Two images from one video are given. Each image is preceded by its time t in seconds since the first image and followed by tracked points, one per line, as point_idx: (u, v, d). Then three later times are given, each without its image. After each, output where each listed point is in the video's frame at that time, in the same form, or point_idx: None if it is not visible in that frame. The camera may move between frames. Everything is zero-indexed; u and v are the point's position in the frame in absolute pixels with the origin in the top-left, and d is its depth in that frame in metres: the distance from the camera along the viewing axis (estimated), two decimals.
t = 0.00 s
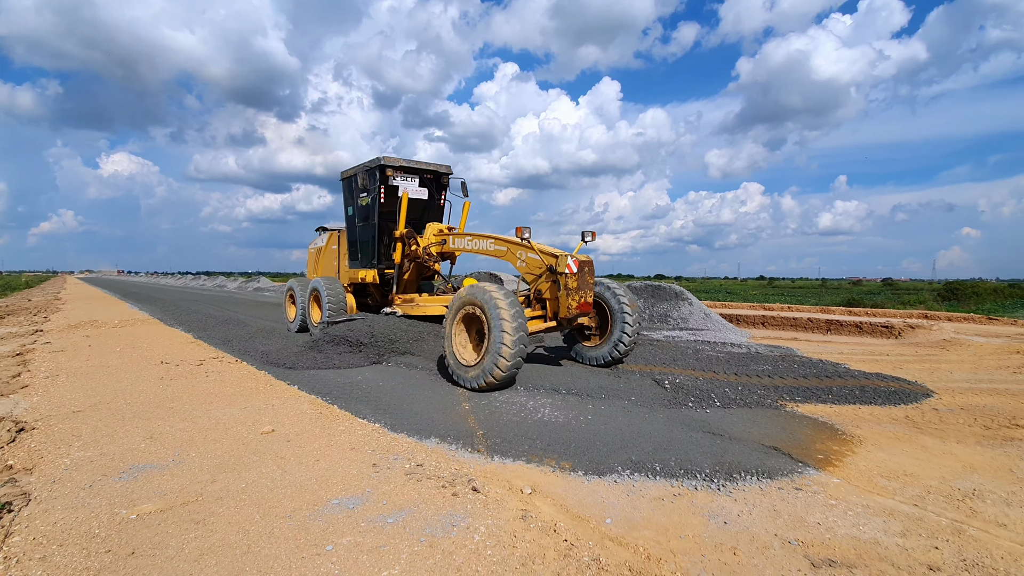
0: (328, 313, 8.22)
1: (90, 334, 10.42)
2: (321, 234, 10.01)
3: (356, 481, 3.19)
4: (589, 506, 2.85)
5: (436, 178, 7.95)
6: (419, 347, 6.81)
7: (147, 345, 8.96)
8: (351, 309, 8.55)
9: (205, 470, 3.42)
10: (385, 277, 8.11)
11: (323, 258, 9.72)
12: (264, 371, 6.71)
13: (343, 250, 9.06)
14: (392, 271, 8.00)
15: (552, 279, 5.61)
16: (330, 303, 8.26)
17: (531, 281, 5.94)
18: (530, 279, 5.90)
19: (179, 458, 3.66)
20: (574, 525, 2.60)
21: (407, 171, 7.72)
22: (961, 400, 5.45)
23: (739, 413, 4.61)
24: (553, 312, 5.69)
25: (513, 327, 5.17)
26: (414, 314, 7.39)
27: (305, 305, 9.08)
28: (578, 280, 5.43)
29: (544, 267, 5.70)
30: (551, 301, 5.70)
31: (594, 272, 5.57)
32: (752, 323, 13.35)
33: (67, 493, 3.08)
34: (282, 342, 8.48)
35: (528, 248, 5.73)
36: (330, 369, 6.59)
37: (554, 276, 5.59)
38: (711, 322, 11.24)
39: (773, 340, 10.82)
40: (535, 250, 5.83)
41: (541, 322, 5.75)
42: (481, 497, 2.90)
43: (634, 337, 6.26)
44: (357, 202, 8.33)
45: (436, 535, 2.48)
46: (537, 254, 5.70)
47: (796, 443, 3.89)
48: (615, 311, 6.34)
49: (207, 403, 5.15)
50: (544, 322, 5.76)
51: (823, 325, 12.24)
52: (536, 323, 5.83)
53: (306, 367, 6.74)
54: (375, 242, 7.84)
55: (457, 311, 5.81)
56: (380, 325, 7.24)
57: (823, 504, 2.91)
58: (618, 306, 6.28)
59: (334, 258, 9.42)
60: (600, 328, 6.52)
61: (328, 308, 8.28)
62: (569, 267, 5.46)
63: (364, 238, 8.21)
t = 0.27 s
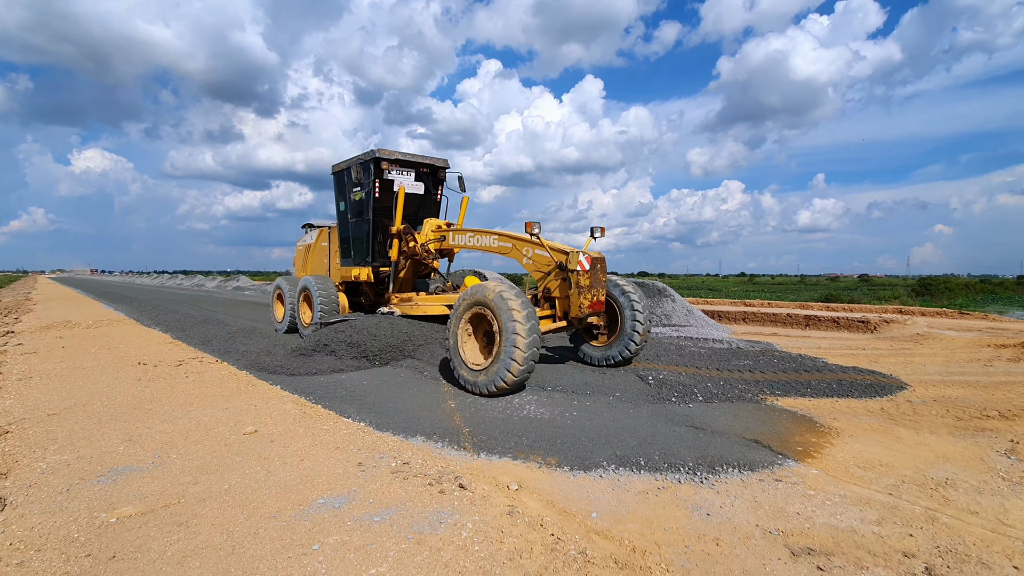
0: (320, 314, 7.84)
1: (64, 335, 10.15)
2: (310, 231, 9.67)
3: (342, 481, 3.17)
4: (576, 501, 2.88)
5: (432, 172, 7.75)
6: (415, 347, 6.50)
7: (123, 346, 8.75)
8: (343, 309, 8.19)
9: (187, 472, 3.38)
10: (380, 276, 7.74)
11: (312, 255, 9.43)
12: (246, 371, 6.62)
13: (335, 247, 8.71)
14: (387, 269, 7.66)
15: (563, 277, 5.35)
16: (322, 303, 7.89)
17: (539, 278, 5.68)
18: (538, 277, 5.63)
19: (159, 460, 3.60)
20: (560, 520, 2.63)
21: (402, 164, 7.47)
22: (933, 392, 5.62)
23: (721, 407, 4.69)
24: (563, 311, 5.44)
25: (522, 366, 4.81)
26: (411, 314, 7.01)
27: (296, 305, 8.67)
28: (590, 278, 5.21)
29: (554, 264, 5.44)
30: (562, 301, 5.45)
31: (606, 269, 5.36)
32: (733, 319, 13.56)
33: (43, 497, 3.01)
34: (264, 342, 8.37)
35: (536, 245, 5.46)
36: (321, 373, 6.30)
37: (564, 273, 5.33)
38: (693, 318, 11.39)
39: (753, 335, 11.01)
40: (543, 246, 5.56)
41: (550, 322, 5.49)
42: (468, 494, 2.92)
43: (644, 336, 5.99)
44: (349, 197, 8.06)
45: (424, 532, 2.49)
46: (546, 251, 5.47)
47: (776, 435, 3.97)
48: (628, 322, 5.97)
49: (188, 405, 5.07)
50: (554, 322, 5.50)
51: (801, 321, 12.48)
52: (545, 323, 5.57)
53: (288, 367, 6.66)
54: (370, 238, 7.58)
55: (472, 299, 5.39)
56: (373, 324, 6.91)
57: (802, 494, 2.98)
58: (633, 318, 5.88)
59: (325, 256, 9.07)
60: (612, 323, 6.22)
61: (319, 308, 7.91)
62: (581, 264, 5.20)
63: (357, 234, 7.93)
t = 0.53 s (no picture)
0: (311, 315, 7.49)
1: (36, 338, 9.88)
2: (299, 229, 9.33)
3: (328, 482, 3.15)
4: (563, 497, 2.90)
5: (428, 167, 7.47)
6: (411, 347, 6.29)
7: (98, 348, 8.54)
8: (335, 309, 7.84)
9: (168, 476, 3.32)
10: (376, 275, 7.42)
11: (301, 254, 9.14)
12: (226, 372, 6.52)
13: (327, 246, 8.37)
14: (383, 268, 7.39)
15: (574, 276, 5.13)
16: (313, 304, 7.54)
17: (548, 277, 5.45)
18: (547, 276, 5.41)
19: (138, 464, 3.53)
20: (548, 516, 2.65)
21: (398, 159, 7.17)
22: (907, 385, 5.79)
23: (704, 403, 4.76)
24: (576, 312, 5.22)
25: (523, 394, 4.63)
26: (411, 314, 6.76)
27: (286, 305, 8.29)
28: (604, 276, 5.00)
29: (564, 262, 5.21)
30: (574, 301, 5.22)
31: (620, 267, 5.14)
32: (714, 316, 13.76)
33: (18, 504, 2.94)
34: (244, 342, 8.26)
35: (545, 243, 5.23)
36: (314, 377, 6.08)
37: (576, 272, 5.10)
38: (676, 315, 11.52)
39: (734, 331, 11.19)
40: (553, 244, 5.32)
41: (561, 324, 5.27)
42: (455, 492, 2.92)
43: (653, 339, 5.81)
44: (342, 193, 7.69)
45: (411, 531, 2.49)
46: (558, 249, 5.21)
47: (758, 429, 4.05)
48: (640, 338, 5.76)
49: (167, 407, 4.97)
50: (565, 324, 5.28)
51: (781, 316, 12.71)
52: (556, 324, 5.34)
53: (270, 367, 6.58)
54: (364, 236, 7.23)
55: (496, 299, 4.94)
56: (368, 325, 6.69)
57: (783, 486, 3.04)
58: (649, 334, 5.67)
59: (314, 255, 8.73)
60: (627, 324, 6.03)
61: (310, 308, 7.56)
62: (594, 262, 4.97)
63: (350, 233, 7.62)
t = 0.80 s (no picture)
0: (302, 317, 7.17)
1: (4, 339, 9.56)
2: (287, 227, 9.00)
3: (311, 483, 3.12)
4: (548, 495, 2.92)
5: (425, 163, 7.31)
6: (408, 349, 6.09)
7: (69, 350, 8.29)
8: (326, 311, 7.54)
9: (146, 480, 3.24)
10: (369, 275, 7.25)
11: (288, 253, 8.85)
12: (205, 374, 6.40)
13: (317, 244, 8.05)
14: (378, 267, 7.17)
15: (586, 274, 4.87)
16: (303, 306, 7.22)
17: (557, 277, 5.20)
18: (557, 275, 5.15)
19: (115, 469, 3.45)
20: (534, 514, 2.66)
21: (394, 153, 7.01)
22: (881, 380, 5.95)
23: (686, 400, 4.83)
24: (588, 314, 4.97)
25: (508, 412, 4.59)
26: (411, 315, 6.51)
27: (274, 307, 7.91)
28: (620, 276, 4.77)
29: (575, 261, 4.96)
30: (587, 303, 4.97)
31: (635, 267, 4.92)
32: (695, 314, 13.94)
33: None
34: (223, 344, 8.11)
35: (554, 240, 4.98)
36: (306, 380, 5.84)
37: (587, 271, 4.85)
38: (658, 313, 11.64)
39: (714, 329, 11.36)
40: (562, 242, 5.07)
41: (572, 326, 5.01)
42: (441, 492, 2.92)
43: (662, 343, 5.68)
44: (335, 188, 7.49)
45: (398, 531, 2.48)
46: (568, 247, 5.00)
47: (739, 425, 4.12)
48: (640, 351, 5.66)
49: (143, 410, 4.86)
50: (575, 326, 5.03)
51: (760, 315, 12.93)
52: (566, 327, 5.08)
53: (249, 368, 6.48)
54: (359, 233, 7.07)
55: (529, 319, 4.50)
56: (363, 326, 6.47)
57: (763, 481, 3.10)
58: (655, 347, 5.54)
59: (303, 253, 8.42)
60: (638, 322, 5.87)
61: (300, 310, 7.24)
62: (609, 261, 4.75)
63: (343, 229, 7.43)
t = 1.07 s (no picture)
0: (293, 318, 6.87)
1: None
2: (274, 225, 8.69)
3: (293, 485, 3.08)
4: (532, 493, 2.93)
5: (422, 159, 7.18)
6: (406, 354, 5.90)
7: (39, 352, 8.02)
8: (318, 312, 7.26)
9: (121, 484, 3.17)
10: (364, 274, 6.97)
11: (275, 251, 8.54)
12: (181, 376, 6.27)
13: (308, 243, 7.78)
14: (373, 266, 6.96)
15: (598, 275, 4.69)
16: (294, 307, 6.92)
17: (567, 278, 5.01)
18: (567, 276, 4.95)
19: (88, 472, 3.36)
20: (518, 512, 2.67)
21: (391, 148, 6.83)
22: (855, 376, 6.11)
23: (668, 397, 4.88)
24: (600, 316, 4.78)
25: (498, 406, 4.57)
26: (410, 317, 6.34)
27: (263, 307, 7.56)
28: (635, 277, 4.58)
29: (587, 261, 4.78)
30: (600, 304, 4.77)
31: (651, 267, 4.72)
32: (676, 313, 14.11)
33: None
34: (200, 344, 7.95)
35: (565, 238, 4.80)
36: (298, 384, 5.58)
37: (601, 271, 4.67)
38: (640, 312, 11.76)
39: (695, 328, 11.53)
40: (573, 241, 4.90)
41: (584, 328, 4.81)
42: (425, 491, 2.91)
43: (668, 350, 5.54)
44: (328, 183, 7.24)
45: (381, 532, 2.47)
46: (580, 246, 4.80)
47: (719, 422, 4.19)
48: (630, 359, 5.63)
49: (118, 413, 4.74)
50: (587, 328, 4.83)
51: (740, 314, 13.14)
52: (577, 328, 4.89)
53: (227, 368, 6.37)
54: (353, 230, 6.82)
55: (551, 353, 4.16)
56: (358, 329, 6.25)
57: (743, 476, 3.16)
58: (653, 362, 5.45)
59: (292, 251, 8.14)
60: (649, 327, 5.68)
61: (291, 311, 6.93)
62: (624, 261, 4.55)
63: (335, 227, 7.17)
